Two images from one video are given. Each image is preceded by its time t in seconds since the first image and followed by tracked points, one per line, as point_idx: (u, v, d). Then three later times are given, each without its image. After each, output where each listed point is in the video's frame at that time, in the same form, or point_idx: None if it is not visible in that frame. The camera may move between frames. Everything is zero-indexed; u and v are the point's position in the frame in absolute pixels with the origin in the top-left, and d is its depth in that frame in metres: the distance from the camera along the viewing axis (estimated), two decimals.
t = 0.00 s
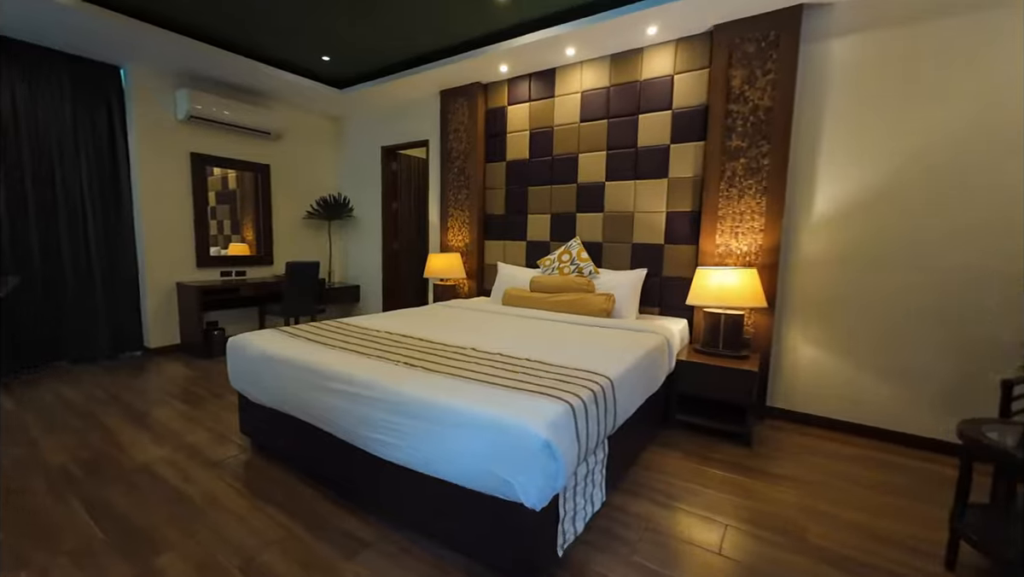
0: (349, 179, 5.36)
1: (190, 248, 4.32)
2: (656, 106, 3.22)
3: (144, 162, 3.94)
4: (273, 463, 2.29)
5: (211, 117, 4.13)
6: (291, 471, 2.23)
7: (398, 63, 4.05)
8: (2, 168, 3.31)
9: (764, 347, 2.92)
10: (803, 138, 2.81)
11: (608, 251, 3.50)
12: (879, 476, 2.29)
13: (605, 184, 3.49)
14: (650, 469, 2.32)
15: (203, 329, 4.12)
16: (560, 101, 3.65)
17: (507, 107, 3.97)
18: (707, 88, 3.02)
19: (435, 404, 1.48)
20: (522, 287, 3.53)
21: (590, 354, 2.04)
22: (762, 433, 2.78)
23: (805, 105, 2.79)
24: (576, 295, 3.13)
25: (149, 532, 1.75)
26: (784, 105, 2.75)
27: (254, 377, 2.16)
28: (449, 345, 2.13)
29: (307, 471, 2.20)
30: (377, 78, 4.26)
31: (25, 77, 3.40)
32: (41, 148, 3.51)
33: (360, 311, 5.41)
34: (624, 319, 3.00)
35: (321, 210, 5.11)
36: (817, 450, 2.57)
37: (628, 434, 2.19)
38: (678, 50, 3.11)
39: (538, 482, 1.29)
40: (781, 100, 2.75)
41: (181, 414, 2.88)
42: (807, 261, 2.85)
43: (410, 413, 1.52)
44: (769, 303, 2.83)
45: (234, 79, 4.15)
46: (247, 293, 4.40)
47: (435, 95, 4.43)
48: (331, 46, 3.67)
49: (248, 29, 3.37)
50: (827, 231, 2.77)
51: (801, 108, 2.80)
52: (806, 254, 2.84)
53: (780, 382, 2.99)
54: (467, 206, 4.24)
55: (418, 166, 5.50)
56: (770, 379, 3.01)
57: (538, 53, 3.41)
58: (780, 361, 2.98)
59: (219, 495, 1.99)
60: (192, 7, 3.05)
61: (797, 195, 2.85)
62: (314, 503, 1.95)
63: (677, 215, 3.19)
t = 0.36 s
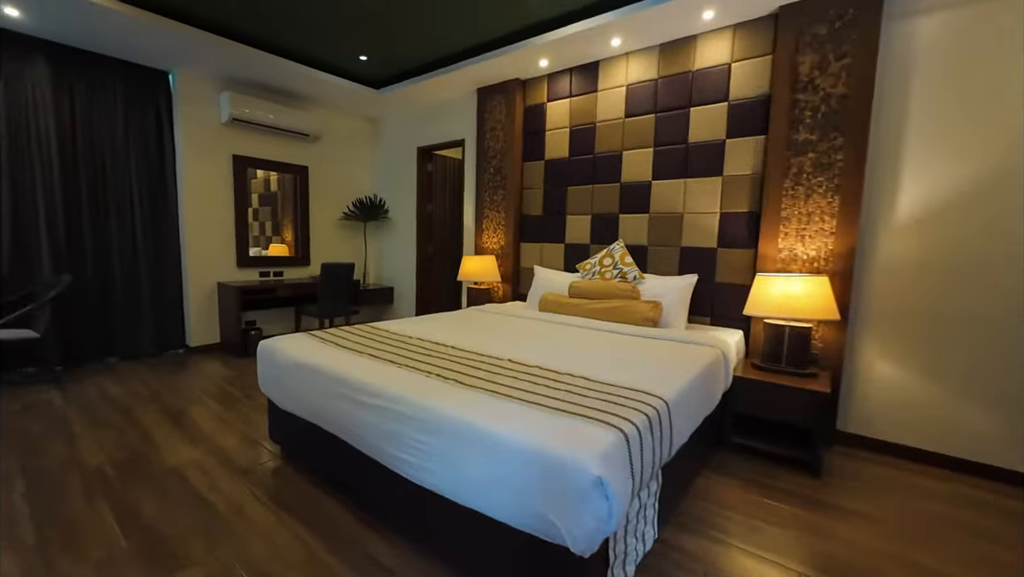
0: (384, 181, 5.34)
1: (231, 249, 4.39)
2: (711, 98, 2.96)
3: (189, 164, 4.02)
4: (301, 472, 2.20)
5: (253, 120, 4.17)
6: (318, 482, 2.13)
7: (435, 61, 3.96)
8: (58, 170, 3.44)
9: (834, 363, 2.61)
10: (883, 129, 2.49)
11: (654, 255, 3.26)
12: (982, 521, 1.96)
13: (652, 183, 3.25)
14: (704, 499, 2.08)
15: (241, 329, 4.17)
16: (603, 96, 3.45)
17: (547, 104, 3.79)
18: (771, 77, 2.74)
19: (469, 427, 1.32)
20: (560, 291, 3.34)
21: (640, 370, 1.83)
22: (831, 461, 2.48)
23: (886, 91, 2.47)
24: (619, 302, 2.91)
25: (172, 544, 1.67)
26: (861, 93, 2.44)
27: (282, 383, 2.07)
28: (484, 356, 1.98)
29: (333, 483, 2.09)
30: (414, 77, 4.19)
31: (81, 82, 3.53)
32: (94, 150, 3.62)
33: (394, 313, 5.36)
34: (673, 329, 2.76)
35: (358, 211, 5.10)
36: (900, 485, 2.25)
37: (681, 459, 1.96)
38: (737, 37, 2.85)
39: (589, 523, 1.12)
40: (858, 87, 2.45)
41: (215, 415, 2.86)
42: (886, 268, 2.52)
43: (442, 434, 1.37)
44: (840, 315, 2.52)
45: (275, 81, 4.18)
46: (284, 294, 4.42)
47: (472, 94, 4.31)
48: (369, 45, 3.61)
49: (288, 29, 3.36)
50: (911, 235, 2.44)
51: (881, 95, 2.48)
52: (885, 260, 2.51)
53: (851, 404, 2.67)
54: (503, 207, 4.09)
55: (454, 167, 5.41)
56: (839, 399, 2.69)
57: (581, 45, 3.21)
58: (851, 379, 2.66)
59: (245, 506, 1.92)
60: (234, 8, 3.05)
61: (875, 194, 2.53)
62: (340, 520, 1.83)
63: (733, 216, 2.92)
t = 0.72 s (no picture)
0: (416, 182, 5.31)
1: (267, 249, 4.45)
2: (764, 90, 2.74)
3: (228, 166, 4.09)
4: (327, 479, 2.14)
5: (289, 121, 4.22)
6: (344, 490, 2.06)
7: (468, 59, 3.88)
8: (106, 172, 3.55)
9: (904, 381, 2.34)
10: (967, 118, 2.21)
11: (698, 258, 3.06)
12: None
13: (696, 181, 3.05)
14: (758, 529, 1.88)
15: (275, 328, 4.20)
16: (644, 91, 3.27)
17: (584, 100, 3.64)
18: (834, 64, 2.50)
19: (502, 447, 1.21)
20: (596, 296, 3.17)
21: (689, 385, 1.67)
22: (901, 490, 2.22)
23: (971, 75, 2.18)
24: (660, 309, 2.72)
25: (197, 552, 1.63)
26: (943, 78, 2.17)
27: (309, 387, 2.02)
28: (518, 365, 1.86)
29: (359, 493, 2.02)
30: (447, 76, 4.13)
31: (128, 85, 3.63)
32: (139, 151, 3.73)
33: (424, 314, 5.32)
34: (720, 338, 2.55)
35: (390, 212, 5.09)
36: (987, 522, 1.98)
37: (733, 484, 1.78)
38: (795, 22, 2.62)
39: (640, 567, 0.98)
40: (939, 72, 2.18)
41: (246, 415, 2.86)
42: (969, 274, 2.23)
43: (474, 453, 1.27)
44: (914, 327, 2.26)
45: (311, 83, 4.21)
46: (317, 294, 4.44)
47: (506, 91, 4.21)
48: (402, 44, 3.57)
49: (323, 29, 3.36)
50: (1000, 237, 2.15)
51: (966, 80, 2.20)
52: (968, 266, 2.23)
53: (924, 426, 2.39)
54: (536, 207, 3.97)
55: (485, 167, 5.33)
56: (910, 420, 2.41)
57: (621, 37, 3.05)
58: (925, 398, 2.38)
59: (270, 513, 1.86)
60: (270, 8, 3.06)
61: (956, 191, 2.25)
62: (364, 533, 1.75)
63: (787, 217, 2.69)
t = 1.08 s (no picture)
0: (454, 181, 5.26)
1: (308, 249, 4.50)
2: (839, 78, 2.49)
3: (272, 166, 4.15)
4: (366, 487, 2.07)
5: (331, 121, 4.24)
6: (382, 499, 1.98)
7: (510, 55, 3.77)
8: (159, 172, 3.66)
9: (1008, 404, 2.05)
10: None
11: (757, 262, 2.83)
12: None
13: (757, 178, 2.82)
14: (838, 568, 1.67)
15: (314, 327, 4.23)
16: (699, 83, 3.07)
17: (632, 94, 3.47)
18: (925, 46, 2.23)
19: (565, 473, 1.08)
20: (644, 301, 2.99)
21: (765, 405, 1.48)
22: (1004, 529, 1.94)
23: None
24: (718, 316, 2.52)
25: (236, 561, 1.58)
26: None
27: (350, 392, 1.95)
28: (567, 375, 1.74)
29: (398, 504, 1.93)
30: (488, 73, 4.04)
31: (181, 87, 3.74)
32: (190, 151, 3.83)
33: (460, 316, 5.26)
34: (787, 350, 2.32)
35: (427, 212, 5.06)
36: None
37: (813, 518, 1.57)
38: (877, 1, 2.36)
39: None
40: None
41: (286, 415, 2.85)
42: None
43: (530, 478, 1.15)
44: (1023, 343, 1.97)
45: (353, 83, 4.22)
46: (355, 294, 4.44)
47: (548, 87, 4.08)
48: (444, 41, 3.50)
49: (366, 28, 3.33)
50: None
51: None
52: None
53: None
54: (579, 207, 3.81)
55: (524, 166, 5.22)
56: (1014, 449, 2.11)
57: (676, 25, 2.86)
58: None
59: (310, 522, 1.80)
60: (316, 8, 3.05)
61: None
62: (404, 549, 1.66)
63: (864, 217, 2.43)
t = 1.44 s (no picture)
0: (489, 181, 5.16)
1: (345, 249, 4.49)
2: (927, 62, 2.24)
3: (311, 167, 4.16)
4: (407, 499, 1.98)
5: (369, 121, 4.21)
6: (424, 513, 1.89)
7: (552, 49, 3.63)
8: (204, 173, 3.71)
9: None
10: None
11: (825, 266, 2.59)
12: None
13: (825, 175, 2.59)
14: None
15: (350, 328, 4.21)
16: (759, 72, 2.84)
17: (682, 87, 3.27)
18: None
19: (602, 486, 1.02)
20: (697, 306, 2.80)
21: (863, 433, 1.30)
22: None
23: None
24: (784, 324, 2.31)
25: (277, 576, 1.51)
26: None
27: (391, 399, 1.88)
28: (625, 390, 1.60)
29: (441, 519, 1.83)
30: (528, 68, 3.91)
31: (224, 87, 3.77)
32: (234, 151, 3.87)
33: (494, 318, 5.16)
34: (866, 364, 2.10)
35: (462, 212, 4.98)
36: None
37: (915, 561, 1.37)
38: None
39: None
40: None
41: (324, 418, 2.81)
42: None
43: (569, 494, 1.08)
44: None
45: (391, 82, 4.17)
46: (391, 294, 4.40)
47: (590, 82, 3.92)
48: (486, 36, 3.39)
49: (407, 25, 3.27)
50: None
51: None
52: None
53: None
54: (622, 207, 3.64)
55: (561, 165, 5.07)
56: None
57: (737, 10, 2.66)
58: None
59: (351, 535, 1.72)
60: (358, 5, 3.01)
61: None
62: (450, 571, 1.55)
63: (956, 217, 2.17)
